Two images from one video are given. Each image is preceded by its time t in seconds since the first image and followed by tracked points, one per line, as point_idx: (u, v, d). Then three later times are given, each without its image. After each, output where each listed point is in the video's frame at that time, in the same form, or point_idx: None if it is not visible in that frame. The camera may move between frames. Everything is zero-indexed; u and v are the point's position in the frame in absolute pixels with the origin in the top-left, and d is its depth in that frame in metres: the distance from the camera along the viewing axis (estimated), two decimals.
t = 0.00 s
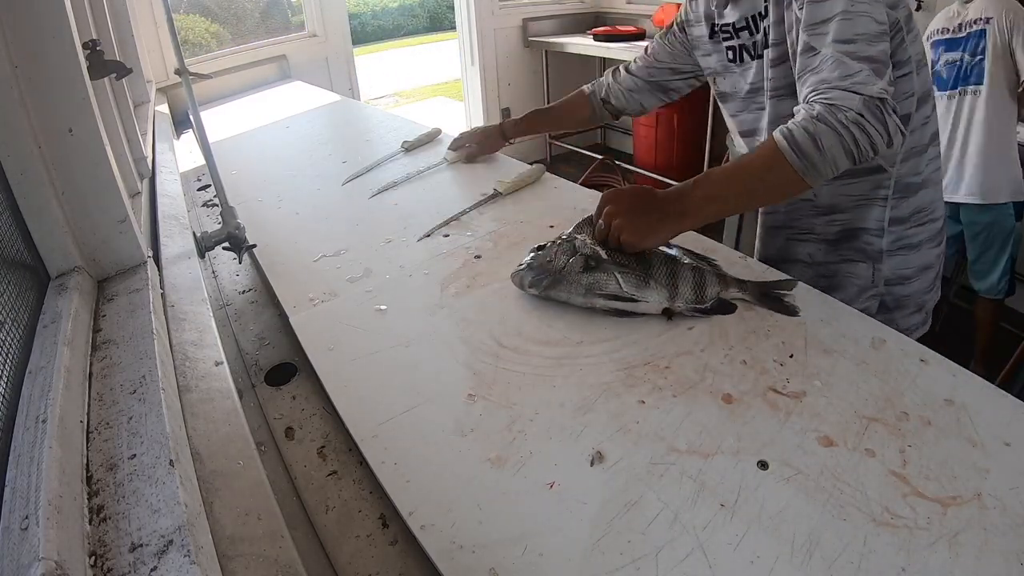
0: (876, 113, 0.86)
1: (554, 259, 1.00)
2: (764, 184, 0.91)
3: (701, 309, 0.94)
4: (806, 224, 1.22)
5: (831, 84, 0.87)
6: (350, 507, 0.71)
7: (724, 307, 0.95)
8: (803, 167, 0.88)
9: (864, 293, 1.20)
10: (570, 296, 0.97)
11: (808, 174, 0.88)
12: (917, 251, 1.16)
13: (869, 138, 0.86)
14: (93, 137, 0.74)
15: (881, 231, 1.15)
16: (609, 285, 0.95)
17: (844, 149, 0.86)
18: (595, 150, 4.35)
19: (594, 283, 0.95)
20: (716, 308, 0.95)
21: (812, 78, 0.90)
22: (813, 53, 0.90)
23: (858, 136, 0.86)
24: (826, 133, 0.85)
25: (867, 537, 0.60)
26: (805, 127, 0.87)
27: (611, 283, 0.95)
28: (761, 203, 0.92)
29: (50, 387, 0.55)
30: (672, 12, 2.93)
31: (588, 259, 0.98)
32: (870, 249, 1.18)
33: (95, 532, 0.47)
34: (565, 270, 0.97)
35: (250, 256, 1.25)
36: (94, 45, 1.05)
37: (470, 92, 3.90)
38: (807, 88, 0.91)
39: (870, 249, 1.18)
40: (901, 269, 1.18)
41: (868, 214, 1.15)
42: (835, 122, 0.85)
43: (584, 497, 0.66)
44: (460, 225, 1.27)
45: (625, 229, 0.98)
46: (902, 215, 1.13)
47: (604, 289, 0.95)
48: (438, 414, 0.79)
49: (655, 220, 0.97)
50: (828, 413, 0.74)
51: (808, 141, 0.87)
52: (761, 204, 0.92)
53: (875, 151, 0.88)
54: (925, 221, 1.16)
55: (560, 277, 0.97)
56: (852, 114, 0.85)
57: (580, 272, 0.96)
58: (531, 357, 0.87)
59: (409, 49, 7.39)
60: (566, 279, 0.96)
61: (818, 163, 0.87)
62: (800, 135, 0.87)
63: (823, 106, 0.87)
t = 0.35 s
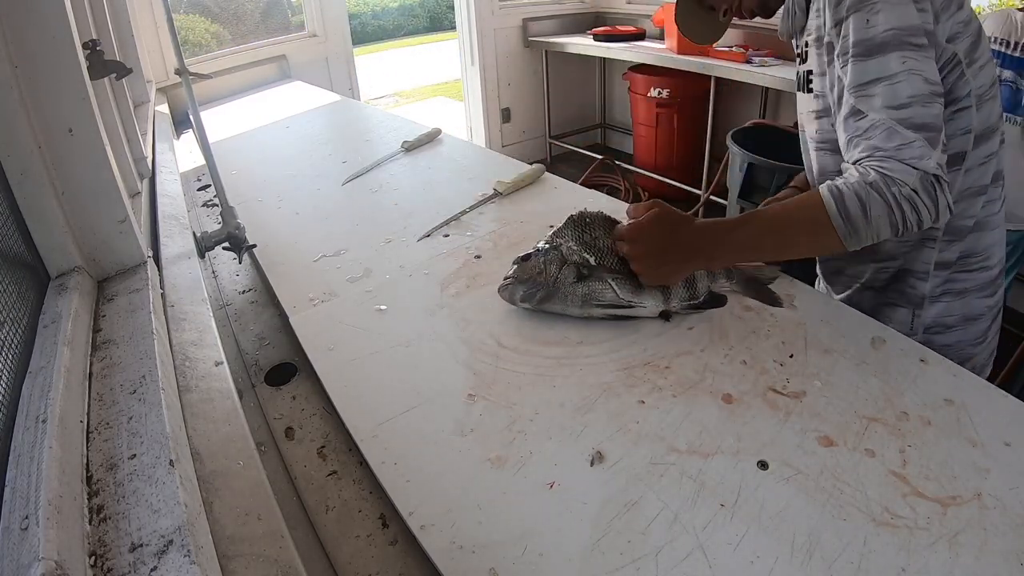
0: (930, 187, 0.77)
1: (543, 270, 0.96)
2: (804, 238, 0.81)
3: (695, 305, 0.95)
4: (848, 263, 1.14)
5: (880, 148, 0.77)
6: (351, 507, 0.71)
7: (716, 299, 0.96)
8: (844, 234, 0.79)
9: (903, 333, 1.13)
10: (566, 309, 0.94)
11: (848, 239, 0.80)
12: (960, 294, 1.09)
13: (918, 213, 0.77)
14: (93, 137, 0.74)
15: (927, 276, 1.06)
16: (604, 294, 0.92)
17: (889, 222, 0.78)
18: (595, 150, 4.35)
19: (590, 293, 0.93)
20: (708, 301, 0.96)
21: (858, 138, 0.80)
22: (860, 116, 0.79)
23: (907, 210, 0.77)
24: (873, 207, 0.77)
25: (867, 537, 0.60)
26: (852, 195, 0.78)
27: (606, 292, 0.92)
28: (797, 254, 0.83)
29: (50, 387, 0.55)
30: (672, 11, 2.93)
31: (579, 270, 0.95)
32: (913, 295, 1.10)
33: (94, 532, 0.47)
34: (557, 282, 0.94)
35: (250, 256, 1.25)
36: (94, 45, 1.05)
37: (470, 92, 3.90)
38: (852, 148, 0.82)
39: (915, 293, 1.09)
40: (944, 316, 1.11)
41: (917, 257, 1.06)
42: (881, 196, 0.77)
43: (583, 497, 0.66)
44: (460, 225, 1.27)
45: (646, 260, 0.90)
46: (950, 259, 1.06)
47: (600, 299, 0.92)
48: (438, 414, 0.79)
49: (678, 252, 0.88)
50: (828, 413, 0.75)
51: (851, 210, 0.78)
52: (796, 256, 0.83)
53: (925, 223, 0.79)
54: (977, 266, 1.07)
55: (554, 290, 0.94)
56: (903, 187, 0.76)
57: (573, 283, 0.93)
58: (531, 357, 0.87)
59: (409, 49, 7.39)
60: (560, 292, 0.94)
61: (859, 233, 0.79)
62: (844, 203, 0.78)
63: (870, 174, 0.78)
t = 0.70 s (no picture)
0: (892, 145, 0.74)
1: (531, 273, 0.95)
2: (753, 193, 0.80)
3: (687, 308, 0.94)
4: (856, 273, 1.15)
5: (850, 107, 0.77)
6: (351, 507, 0.71)
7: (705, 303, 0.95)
8: (794, 182, 0.77)
9: (911, 338, 1.13)
10: (556, 311, 0.93)
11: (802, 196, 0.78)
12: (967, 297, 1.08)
13: (877, 173, 0.75)
14: (93, 137, 0.74)
15: (934, 281, 1.06)
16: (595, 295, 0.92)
17: (842, 174, 0.75)
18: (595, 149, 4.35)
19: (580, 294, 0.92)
20: (699, 304, 0.95)
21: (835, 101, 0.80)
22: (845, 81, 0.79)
23: (865, 167, 0.75)
24: (826, 156, 0.75)
25: (867, 537, 0.60)
26: (805, 143, 0.77)
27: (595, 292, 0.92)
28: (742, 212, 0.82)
29: (50, 387, 0.55)
30: (672, 11, 2.92)
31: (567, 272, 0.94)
32: (920, 299, 1.10)
33: (94, 532, 0.47)
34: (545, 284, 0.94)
35: (250, 256, 1.25)
36: (94, 45, 1.05)
37: (470, 92, 3.90)
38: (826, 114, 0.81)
39: (921, 298, 1.09)
40: (950, 320, 1.10)
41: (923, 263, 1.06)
42: (835, 143, 0.75)
43: (583, 497, 0.66)
44: (460, 225, 1.27)
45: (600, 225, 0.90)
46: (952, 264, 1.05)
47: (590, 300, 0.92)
48: (438, 414, 0.79)
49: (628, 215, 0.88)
50: (828, 413, 0.75)
51: (801, 157, 0.76)
52: (744, 214, 0.81)
53: (878, 192, 0.77)
54: (981, 269, 1.06)
55: (543, 291, 0.93)
56: (862, 137, 0.74)
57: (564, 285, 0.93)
58: (531, 357, 0.87)
59: (409, 49, 7.39)
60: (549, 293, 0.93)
61: (808, 180, 0.76)
62: (795, 149, 0.77)
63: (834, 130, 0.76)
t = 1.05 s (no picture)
0: (913, 112, 0.71)
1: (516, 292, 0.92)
2: (770, 199, 0.76)
3: (679, 326, 0.91)
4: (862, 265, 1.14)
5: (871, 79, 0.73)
6: (351, 507, 0.71)
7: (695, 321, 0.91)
8: (820, 169, 0.73)
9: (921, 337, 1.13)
10: (545, 328, 0.90)
11: (829, 183, 0.73)
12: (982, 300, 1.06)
13: (901, 142, 0.71)
14: (93, 136, 0.74)
15: (947, 281, 1.05)
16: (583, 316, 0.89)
17: (867, 151, 0.72)
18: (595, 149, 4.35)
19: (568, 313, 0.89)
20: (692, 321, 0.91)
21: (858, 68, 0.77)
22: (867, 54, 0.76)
23: (888, 137, 0.71)
24: (847, 129, 0.72)
25: (867, 538, 0.60)
26: (822, 123, 0.74)
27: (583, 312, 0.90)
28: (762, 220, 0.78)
29: (50, 387, 0.55)
30: (672, 11, 2.92)
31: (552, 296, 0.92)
32: (933, 299, 1.09)
33: (94, 532, 0.47)
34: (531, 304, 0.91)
35: (250, 256, 1.25)
36: (94, 45, 1.05)
37: (469, 92, 3.90)
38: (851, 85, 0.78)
39: (933, 296, 1.08)
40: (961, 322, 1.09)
41: (934, 261, 1.06)
42: (856, 117, 0.72)
43: (583, 497, 0.66)
44: (460, 225, 1.27)
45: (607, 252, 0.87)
46: (967, 265, 1.03)
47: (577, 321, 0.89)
48: (439, 414, 0.79)
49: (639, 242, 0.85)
50: (827, 413, 0.75)
51: (821, 136, 0.73)
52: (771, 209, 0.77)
53: (906, 162, 0.73)
54: (996, 272, 1.04)
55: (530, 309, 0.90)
56: (886, 113, 0.71)
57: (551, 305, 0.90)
58: (531, 357, 0.87)
59: (409, 49, 7.39)
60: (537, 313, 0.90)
61: (834, 163, 0.73)
62: (814, 130, 0.74)
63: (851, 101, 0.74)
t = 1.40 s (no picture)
0: (980, 117, 0.72)
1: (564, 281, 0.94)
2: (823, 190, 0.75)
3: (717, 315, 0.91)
4: (864, 263, 1.15)
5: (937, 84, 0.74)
6: (350, 507, 0.71)
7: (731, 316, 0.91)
8: (889, 167, 0.72)
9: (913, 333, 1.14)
10: (585, 320, 0.91)
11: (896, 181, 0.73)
12: (978, 300, 1.06)
13: (974, 146, 0.72)
14: (93, 137, 0.74)
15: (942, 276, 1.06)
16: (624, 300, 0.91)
17: (941, 152, 0.71)
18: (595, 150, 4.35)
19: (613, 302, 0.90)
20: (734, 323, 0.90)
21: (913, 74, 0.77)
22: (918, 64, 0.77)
23: (960, 140, 0.71)
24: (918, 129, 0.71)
25: (867, 537, 0.60)
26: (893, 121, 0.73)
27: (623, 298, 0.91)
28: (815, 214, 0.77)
29: (50, 387, 0.55)
30: (672, 11, 2.92)
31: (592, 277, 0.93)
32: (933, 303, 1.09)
33: (94, 532, 0.47)
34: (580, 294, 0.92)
35: (250, 256, 1.25)
36: (94, 45, 1.05)
37: (469, 91, 3.90)
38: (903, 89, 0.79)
39: (928, 292, 1.10)
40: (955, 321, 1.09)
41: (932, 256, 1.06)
42: (925, 118, 0.72)
43: (583, 497, 0.66)
44: (460, 225, 1.27)
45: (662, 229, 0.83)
46: (962, 262, 1.03)
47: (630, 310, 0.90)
48: (439, 414, 0.79)
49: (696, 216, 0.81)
50: (827, 413, 0.75)
51: (895, 134, 0.72)
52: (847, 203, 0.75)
53: (972, 165, 0.73)
54: (993, 270, 1.03)
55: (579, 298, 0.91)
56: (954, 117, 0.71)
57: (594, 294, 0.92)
58: (531, 357, 0.87)
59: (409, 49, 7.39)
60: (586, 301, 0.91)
61: (907, 163, 0.72)
62: (886, 128, 0.73)
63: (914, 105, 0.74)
